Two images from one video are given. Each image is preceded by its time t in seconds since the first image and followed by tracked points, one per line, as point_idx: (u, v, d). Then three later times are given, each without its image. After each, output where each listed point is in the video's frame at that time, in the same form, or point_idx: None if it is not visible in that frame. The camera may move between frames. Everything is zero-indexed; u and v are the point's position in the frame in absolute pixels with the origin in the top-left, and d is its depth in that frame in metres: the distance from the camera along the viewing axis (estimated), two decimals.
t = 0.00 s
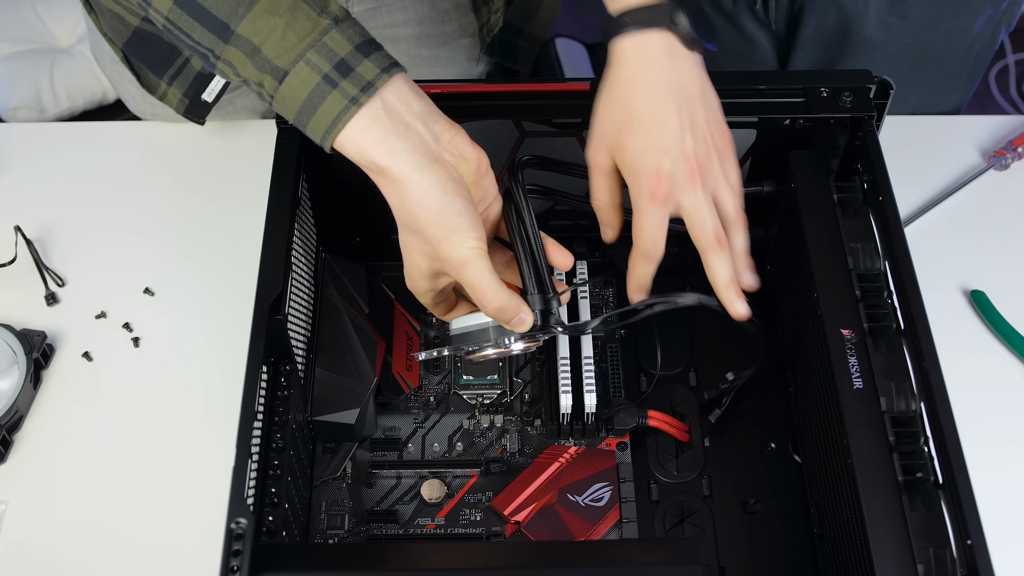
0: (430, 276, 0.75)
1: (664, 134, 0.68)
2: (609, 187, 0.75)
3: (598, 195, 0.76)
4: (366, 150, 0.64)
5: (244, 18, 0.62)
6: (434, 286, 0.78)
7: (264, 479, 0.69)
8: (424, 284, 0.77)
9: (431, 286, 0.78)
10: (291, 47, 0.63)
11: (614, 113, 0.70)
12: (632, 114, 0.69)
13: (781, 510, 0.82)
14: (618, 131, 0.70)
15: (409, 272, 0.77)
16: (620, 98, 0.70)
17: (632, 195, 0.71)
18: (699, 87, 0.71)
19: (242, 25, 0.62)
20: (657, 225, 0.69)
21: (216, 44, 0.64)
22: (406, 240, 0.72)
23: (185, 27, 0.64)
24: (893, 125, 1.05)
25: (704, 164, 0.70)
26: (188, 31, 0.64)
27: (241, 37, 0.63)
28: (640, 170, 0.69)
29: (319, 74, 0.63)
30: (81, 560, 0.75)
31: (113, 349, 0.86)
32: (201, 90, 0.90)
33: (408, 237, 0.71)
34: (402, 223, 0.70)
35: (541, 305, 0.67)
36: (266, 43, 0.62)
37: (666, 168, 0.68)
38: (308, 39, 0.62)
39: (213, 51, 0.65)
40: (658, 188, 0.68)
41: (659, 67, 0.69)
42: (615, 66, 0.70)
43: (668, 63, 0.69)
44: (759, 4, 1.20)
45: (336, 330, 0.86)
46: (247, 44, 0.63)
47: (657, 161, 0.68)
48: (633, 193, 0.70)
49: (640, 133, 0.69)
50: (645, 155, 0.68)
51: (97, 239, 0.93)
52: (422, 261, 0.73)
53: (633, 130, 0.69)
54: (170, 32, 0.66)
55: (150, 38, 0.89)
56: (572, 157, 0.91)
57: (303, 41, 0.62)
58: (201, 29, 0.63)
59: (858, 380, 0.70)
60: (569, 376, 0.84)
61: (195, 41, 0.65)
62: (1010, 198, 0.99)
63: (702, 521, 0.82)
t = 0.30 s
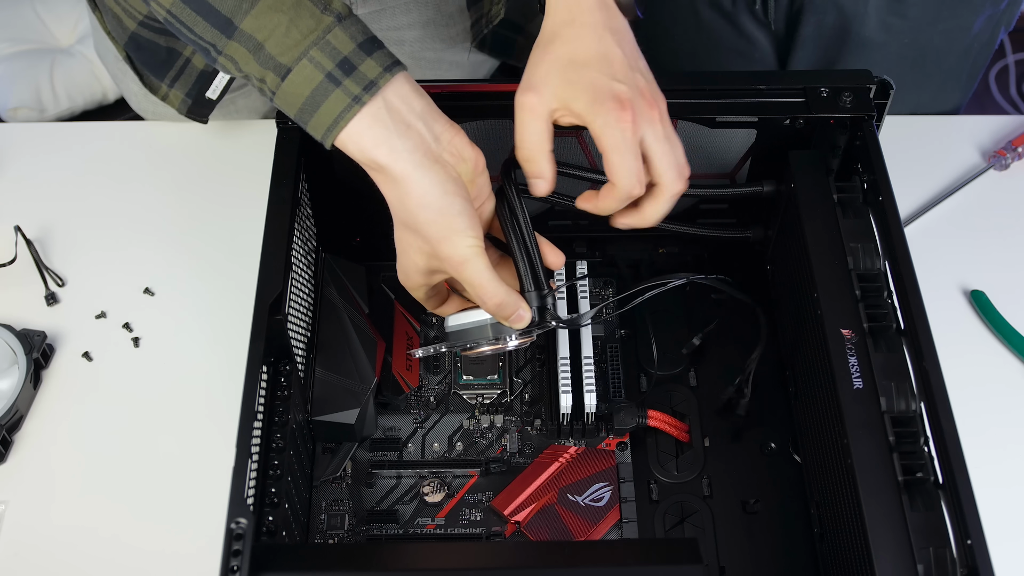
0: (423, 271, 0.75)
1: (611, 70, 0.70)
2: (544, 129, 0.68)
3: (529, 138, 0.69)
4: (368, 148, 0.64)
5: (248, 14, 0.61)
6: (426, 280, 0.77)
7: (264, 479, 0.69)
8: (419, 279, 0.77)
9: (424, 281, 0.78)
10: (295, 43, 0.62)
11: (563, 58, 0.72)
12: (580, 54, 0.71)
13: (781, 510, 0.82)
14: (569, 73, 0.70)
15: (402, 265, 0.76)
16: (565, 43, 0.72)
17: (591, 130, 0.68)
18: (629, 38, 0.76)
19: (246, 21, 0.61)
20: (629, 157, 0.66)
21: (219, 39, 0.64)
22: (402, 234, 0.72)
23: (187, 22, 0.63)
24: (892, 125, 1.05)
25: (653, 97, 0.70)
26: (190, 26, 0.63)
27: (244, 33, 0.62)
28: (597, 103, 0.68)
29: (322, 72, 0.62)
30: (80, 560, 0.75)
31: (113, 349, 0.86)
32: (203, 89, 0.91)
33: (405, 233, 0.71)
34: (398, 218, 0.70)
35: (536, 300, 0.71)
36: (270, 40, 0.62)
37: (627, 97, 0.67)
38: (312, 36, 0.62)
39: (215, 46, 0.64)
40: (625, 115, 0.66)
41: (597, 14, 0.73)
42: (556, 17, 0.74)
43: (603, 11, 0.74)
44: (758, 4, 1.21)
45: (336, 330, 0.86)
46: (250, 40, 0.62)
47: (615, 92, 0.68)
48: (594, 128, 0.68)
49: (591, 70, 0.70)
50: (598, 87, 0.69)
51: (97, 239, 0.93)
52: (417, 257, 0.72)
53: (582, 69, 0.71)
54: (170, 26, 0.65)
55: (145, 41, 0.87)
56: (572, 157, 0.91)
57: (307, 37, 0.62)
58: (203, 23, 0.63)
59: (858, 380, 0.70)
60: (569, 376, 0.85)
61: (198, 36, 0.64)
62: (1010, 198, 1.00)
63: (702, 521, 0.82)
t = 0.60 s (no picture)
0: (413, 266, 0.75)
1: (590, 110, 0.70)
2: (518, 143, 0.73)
3: (500, 142, 0.73)
4: (363, 148, 0.64)
5: (248, 13, 0.61)
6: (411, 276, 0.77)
7: (264, 479, 0.69)
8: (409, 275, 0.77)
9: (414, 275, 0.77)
10: (294, 43, 0.62)
11: (548, 75, 0.71)
12: (568, 79, 0.70)
13: (781, 510, 0.82)
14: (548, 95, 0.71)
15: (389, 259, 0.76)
16: (558, 63, 0.70)
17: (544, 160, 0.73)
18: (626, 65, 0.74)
19: (246, 19, 0.61)
20: (563, 194, 0.75)
21: (218, 36, 0.63)
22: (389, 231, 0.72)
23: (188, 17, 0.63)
24: (892, 125, 1.05)
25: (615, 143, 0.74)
26: (190, 22, 0.63)
27: (244, 30, 0.62)
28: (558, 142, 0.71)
29: (319, 72, 0.62)
30: (81, 560, 0.75)
31: (113, 349, 0.86)
32: (208, 87, 0.90)
33: (393, 231, 0.71)
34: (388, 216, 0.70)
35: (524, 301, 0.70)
36: (269, 38, 0.62)
37: (588, 147, 0.71)
38: (311, 35, 0.62)
39: (215, 42, 0.64)
40: (575, 163, 0.72)
41: (601, 41, 0.70)
42: (562, 26, 0.70)
43: (608, 38, 0.71)
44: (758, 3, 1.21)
45: (336, 330, 0.86)
46: (249, 38, 0.62)
47: (582, 137, 0.71)
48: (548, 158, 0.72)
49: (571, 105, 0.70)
50: (569, 127, 0.70)
51: (97, 239, 0.93)
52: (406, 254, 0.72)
53: (563, 100, 0.70)
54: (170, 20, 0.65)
55: (146, 42, 0.85)
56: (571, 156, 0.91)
57: (306, 37, 0.62)
58: (203, 20, 0.62)
59: (858, 379, 0.70)
60: (569, 375, 0.85)
61: (197, 32, 0.64)
62: (1010, 198, 1.00)
63: (702, 521, 0.82)
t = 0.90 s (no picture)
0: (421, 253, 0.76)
1: (583, 119, 0.69)
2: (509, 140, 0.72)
3: (493, 140, 0.72)
4: (373, 135, 0.63)
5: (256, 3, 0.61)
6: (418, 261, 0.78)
7: (264, 479, 0.69)
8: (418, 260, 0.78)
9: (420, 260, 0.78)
10: (303, 32, 0.62)
11: (546, 78, 0.69)
12: (567, 85, 0.69)
13: (781, 510, 0.82)
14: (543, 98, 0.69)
15: (394, 244, 0.77)
16: (558, 68, 0.69)
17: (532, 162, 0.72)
18: (626, 78, 0.73)
19: (254, 9, 0.61)
20: (551, 196, 0.75)
21: (228, 26, 0.64)
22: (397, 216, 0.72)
23: (199, 10, 0.64)
24: (892, 125, 1.05)
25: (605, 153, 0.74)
26: (201, 14, 0.64)
27: (254, 21, 0.62)
28: (547, 147, 0.70)
29: (329, 60, 0.62)
30: (81, 559, 0.75)
31: (113, 349, 0.86)
32: (214, 86, 0.91)
33: (402, 215, 0.71)
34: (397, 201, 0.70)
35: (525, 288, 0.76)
36: (278, 28, 0.62)
37: (577, 155, 0.71)
38: (320, 24, 0.62)
39: (225, 33, 0.64)
40: (563, 170, 0.71)
41: (605, 52, 0.69)
42: (568, 32, 0.69)
43: (612, 49, 0.69)
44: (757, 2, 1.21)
45: (336, 330, 0.86)
46: (259, 28, 0.62)
47: (572, 145, 0.70)
48: (535, 160, 0.71)
49: (566, 111, 0.69)
50: (561, 133, 0.69)
51: (97, 239, 0.93)
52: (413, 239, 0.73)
53: (559, 105, 0.69)
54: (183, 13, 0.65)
55: (151, 44, 0.85)
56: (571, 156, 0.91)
57: (315, 26, 0.62)
58: (212, 12, 0.63)
59: (858, 379, 0.70)
60: (569, 375, 0.86)
61: (207, 23, 0.64)
62: (1010, 198, 1.00)
63: (702, 521, 0.82)
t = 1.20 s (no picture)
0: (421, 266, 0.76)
1: (560, 131, 0.68)
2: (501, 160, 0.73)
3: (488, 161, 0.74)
4: (383, 150, 0.64)
5: (268, 14, 0.60)
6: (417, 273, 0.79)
7: (264, 479, 0.69)
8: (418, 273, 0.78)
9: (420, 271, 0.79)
10: (313, 45, 0.62)
11: (521, 93, 0.69)
12: (540, 98, 0.68)
13: (781, 510, 0.82)
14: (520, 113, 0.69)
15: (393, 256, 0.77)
16: (532, 81, 0.68)
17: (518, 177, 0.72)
18: (608, 84, 0.71)
19: (265, 21, 0.61)
20: (541, 209, 0.74)
21: (237, 37, 0.63)
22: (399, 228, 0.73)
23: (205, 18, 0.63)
24: (892, 125, 1.05)
25: (590, 163, 0.72)
26: (208, 23, 0.63)
27: (263, 32, 0.62)
28: (527, 163, 0.70)
29: (339, 74, 0.62)
30: (80, 559, 0.75)
31: (113, 349, 0.86)
32: (224, 84, 0.91)
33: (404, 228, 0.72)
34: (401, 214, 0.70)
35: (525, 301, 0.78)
36: (289, 40, 0.61)
37: (558, 168, 0.70)
38: (331, 37, 0.61)
39: (233, 43, 0.63)
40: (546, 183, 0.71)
41: (578, 61, 0.67)
42: (539, 44, 0.68)
43: (585, 58, 0.68)
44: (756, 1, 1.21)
45: (336, 330, 0.86)
46: (269, 40, 0.62)
47: (550, 160, 0.69)
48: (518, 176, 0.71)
49: (541, 125, 0.68)
50: (538, 147, 0.69)
51: (98, 239, 0.93)
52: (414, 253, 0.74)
53: (534, 120, 0.68)
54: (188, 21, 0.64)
55: (161, 42, 0.85)
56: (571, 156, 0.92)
57: (326, 39, 0.61)
58: (222, 22, 0.62)
59: (858, 380, 0.70)
60: (569, 376, 0.86)
61: (215, 33, 0.63)
62: (1010, 197, 1.00)
63: (702, 521, 0.82)
